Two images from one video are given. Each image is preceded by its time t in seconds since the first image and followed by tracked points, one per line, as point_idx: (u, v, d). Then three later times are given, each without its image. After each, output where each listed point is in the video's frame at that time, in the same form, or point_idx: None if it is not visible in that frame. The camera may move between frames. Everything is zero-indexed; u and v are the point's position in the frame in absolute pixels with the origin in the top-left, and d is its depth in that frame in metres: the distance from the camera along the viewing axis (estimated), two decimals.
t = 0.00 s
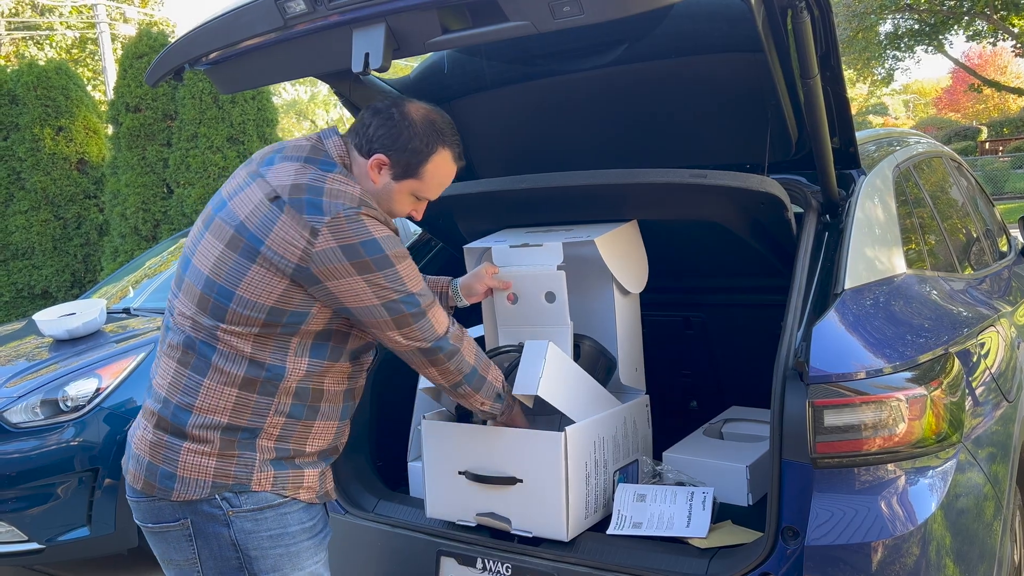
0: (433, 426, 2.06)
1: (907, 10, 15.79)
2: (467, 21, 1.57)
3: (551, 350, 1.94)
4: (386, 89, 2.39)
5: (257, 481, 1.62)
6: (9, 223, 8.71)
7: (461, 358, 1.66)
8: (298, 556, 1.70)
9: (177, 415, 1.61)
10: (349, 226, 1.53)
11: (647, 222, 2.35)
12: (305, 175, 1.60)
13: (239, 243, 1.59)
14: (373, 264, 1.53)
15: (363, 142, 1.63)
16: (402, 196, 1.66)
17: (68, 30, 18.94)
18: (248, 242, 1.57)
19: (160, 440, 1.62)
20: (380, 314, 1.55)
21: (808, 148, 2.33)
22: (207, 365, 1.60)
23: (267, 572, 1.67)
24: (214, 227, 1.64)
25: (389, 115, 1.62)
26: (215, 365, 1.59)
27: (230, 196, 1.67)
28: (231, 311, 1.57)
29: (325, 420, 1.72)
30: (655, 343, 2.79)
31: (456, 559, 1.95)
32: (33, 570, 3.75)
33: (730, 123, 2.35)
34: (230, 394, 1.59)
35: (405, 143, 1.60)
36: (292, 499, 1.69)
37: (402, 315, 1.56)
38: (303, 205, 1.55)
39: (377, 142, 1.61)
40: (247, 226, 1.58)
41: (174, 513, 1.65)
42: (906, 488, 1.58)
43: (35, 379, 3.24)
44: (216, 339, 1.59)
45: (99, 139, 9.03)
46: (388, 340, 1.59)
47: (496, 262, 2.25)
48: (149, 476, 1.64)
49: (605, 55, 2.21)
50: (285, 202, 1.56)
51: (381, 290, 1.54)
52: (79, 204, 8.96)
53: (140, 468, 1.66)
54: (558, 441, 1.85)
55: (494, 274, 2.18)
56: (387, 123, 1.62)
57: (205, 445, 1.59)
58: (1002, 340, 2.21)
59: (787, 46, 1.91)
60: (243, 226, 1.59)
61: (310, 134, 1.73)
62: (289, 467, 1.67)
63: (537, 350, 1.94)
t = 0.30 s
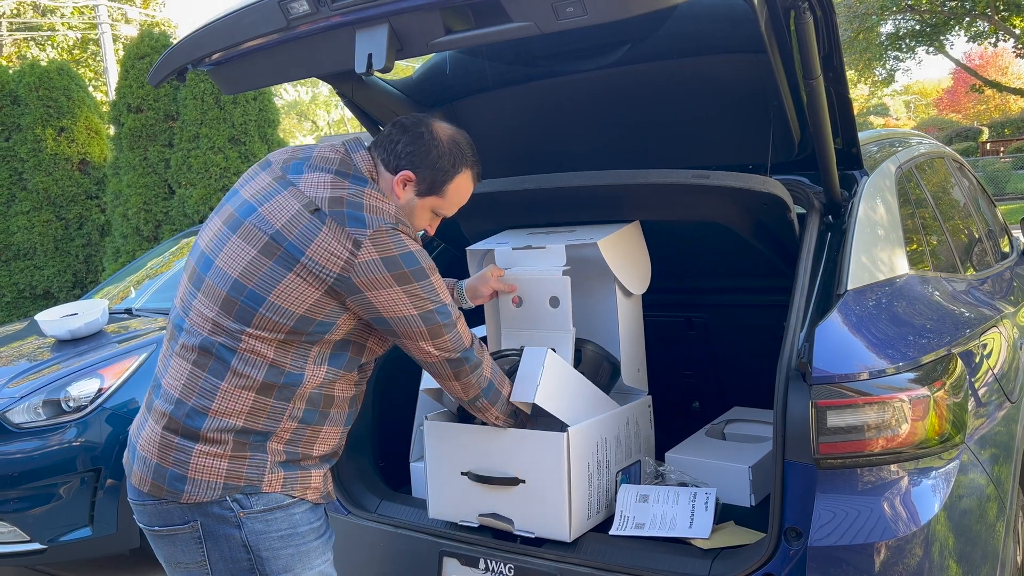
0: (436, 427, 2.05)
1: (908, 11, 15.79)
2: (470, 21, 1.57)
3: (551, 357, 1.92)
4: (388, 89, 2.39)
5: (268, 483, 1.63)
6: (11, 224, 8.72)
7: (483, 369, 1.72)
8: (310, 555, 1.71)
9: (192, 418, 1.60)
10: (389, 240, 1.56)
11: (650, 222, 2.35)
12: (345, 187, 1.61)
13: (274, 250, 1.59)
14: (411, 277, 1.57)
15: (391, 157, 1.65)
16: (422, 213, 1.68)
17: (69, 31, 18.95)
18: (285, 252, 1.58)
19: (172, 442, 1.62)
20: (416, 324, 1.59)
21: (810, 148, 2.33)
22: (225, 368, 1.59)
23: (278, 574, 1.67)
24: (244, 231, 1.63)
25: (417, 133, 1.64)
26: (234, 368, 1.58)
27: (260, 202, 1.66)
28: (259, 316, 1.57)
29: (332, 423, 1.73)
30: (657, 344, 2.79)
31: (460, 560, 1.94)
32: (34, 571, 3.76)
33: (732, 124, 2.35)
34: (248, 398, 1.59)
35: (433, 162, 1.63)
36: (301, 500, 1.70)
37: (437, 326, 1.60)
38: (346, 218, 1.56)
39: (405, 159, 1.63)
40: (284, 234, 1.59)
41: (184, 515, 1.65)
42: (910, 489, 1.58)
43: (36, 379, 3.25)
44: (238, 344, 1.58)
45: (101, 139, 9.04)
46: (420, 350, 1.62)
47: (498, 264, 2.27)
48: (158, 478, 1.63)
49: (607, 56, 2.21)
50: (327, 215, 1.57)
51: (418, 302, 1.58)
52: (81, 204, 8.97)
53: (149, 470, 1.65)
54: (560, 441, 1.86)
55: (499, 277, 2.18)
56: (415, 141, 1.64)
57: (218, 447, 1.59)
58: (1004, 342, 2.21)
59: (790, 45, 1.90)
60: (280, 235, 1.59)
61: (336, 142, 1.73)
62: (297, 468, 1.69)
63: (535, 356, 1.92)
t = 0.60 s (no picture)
0: (441, 426, 2.05)
1: (909, 12, 15.79)
2: (474, 22, 1.57)
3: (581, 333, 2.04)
4: (391, 90, 2.39)
5: (274, 483, 1.63)
6: (12, 224, 8.73)
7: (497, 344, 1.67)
8: (316, 555, 1.71)
9: (199, 415, 1.60)
10: (380, 215, 1.55)
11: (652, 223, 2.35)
12: (336, 172, 1.61)
13: (269, 239, 1.59)
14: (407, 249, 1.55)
15: (388, 147, 1.65)
16: (423, 203, 1.68)
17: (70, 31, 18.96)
18: (280, 238, 1.58)
19: (178, 441, 1.62)
20: (416, 299, 1.55)
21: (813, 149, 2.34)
22: (230, 363, 1.59)
23: (284, 573, 1.67)
24: (241, 224, 1.64)
25: (414, 123, 1.65)
26: (238, 363, 1.58)
27: (255, 195, 1.67)
28: (259, 306, 1.57)
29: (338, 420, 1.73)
30: (659, 345, 2.79)
31: (464, 560, 1.94)
32: (36, 570, 3.76)
33: (735, 125, 2.35)
34: (253, 393, 1.59)
35: (430, 150, 1.63)
36: (307, 499, 1.70)
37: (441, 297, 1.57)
38: (336, 197, 1.56)
39: (402, 149, 1.63)
40: (277, 221, 1.59)
41: (190, 515, 1.65)
42: (913, 489, 1.58)
43: (38, 379, 3.25)
44: (240, 338, 1.59)
45: (102, 140, 9.04)
46: (425, 326, 1.58)
47: (501, 263, 2.25)
48: (164, 477, 1.63)
49: (610, 57, 2.21)
50: (317, 196, 1.57)
51: (416, 274, 1.55)
52: (82, 204, 8.97)
53: (155, 469, 1.65)
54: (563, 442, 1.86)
55: (511, 278, 2.13)
56: (412, 131, 1.64)
57: (224, 446, 1.60)
58: (1007, 342, 2.21)
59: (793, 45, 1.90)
60: (274, 222, 1.59)
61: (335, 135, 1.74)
62: (303, 468, 1.68)
63: (567, 327, 2.05)
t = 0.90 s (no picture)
0: (440, 427, 2.06)
1: (910, 13, 15.79)
2: (476, 24, 1.58)
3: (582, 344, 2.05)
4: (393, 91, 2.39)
5: (271, 485, 1.62)
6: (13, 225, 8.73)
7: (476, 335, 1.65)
8: (314, 558, 1.70)
9: (194, 415, 1.61)
10: (355, 200, 1.55)
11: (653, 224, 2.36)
12: (313, 160, 1.63)
13: (247, 232, 1.60)
14: (381, 235, 1.54)
15: (369, 133, 1.66)
16: (411, 185, 1.68)
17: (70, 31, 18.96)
18: (257, 229, 1.59)
19: (175, 442, 1.62)
20: (390, 288, 1.54)
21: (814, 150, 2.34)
22: (221, 361, 1.60)
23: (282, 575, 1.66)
24: (224, 222, 1.66)
25: (394, 106, 1.65)
26: (228, 361, 1.59)
27: (238, 191, 1.69)
28: (242, 301, 1.58)
29: (337, 418, 1.72)
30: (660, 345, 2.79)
31: (464, 561, 1.94)
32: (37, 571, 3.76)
33: (736, 126, 2.35)
34: (244, 390, 1.59)
35: (412, 130, 1.63)
36: (306, 502, 1.70)
37: (415, 286, 1.55)
38: (311, 183, 1.57)
39: (384, 133, 1.63)
40: (255, 212, 1.60)
41: (188, 516, 1.65)
42: (915, 491, 1.58)
43: (39, 380, 3.25)
44: (228, 335, 1.60)
45: (103, 141, 9.05)
46: (401, 316, 1.57)
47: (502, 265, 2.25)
48: (162, 479, 1.64)
49: (611, 58, 2.21)
50: (293, 184, 1.59)
51: (390, 262, 1.54)
52: (83, 205, 8.98)
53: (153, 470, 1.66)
54: (564, 445, 1.86)
55: (523, 289, 2.25)
56: (391, 114, 1.64)
57: (220, 446, 1.60)
58: (1008, 343, 2.21)
59: (795, 47, 1.91)
60: (252, 213, 1.61)
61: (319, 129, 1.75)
62: (302, 469, 1.67)
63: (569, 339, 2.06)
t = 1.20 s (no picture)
0: (437, 430, 2.06)
1: (910, 14, 15.80)
2: (475, 25, 1.57)
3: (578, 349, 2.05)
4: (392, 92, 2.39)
5: (266, 487, 1.62)
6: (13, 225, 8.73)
7: (448, 350, 1.62)
8: (310, 560, 1.70)
9: (185, 419, 1.61)
10: (332, 204, 1.54)
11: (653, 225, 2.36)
12: (291, 162, 1.62)
13: (226, 237, 1.61)
14: (353, 242, 1.52)
15: (351, 130, 1.65)
16: (397, 181, 1.67)
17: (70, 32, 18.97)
18: (235, 234, 1.60)
19: (169, 446, 1.63)
20: (360, 297, 1.52)
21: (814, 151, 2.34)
22: (210, 366, 1.61)
23: None
24: (206, 226, 1.67)
25: (376, 102, 1.64)
26: (217, 366, 1.60)
27: (220, 194, 1.69)
28: (225, 307, 1.59)
29: (331, 420, 1.72)
30: (659, 346, 2.79)
31: (462, 563, 1.94)
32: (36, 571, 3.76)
33: (735, 128, 2.35)
34: (234, 395, 1.59)
35: (393, 126, 1.61)
36: (302, 503, 1.69)
37: (383, 298, 1.53)
38: (287, 186, 1.57)
39: (366, 129, 1.62)
40: (233, 215, 1.61)
41: (185, 518, 1.65)
42: (914, 493, 1.57)
43: (38, 381, 3.25)
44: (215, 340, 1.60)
45: (103, 141, 9.05)
46: (371, 327, 1.55)
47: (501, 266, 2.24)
48: (158, 482, 1.64)
49: (611, 60, 2.21)
50: (270, 186, 1.59)
51: (361, 271, 1.52)
52: (83, 206, 8.98)
53: (149, 474, 1.66)
54: (564, 446, 1.86)
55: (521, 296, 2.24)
56: (373, 110, 1.63)
57: (214, 450, 1.60)
58: (1008, 344, 2.21)
59: (794, 49, 1.91)
60: (231, 217, 1.61)
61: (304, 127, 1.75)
62: (297, 471, 1.67)
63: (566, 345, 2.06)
